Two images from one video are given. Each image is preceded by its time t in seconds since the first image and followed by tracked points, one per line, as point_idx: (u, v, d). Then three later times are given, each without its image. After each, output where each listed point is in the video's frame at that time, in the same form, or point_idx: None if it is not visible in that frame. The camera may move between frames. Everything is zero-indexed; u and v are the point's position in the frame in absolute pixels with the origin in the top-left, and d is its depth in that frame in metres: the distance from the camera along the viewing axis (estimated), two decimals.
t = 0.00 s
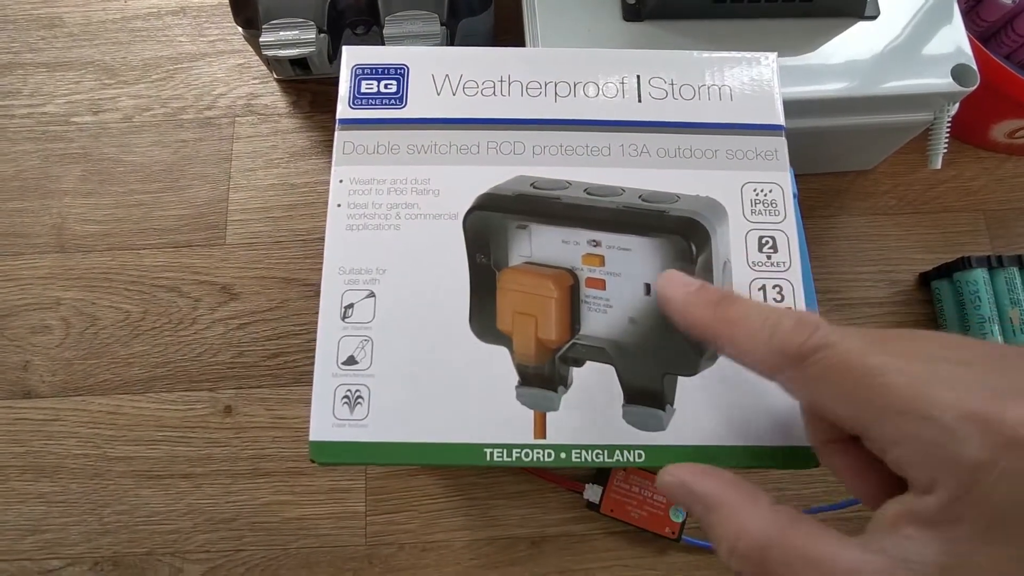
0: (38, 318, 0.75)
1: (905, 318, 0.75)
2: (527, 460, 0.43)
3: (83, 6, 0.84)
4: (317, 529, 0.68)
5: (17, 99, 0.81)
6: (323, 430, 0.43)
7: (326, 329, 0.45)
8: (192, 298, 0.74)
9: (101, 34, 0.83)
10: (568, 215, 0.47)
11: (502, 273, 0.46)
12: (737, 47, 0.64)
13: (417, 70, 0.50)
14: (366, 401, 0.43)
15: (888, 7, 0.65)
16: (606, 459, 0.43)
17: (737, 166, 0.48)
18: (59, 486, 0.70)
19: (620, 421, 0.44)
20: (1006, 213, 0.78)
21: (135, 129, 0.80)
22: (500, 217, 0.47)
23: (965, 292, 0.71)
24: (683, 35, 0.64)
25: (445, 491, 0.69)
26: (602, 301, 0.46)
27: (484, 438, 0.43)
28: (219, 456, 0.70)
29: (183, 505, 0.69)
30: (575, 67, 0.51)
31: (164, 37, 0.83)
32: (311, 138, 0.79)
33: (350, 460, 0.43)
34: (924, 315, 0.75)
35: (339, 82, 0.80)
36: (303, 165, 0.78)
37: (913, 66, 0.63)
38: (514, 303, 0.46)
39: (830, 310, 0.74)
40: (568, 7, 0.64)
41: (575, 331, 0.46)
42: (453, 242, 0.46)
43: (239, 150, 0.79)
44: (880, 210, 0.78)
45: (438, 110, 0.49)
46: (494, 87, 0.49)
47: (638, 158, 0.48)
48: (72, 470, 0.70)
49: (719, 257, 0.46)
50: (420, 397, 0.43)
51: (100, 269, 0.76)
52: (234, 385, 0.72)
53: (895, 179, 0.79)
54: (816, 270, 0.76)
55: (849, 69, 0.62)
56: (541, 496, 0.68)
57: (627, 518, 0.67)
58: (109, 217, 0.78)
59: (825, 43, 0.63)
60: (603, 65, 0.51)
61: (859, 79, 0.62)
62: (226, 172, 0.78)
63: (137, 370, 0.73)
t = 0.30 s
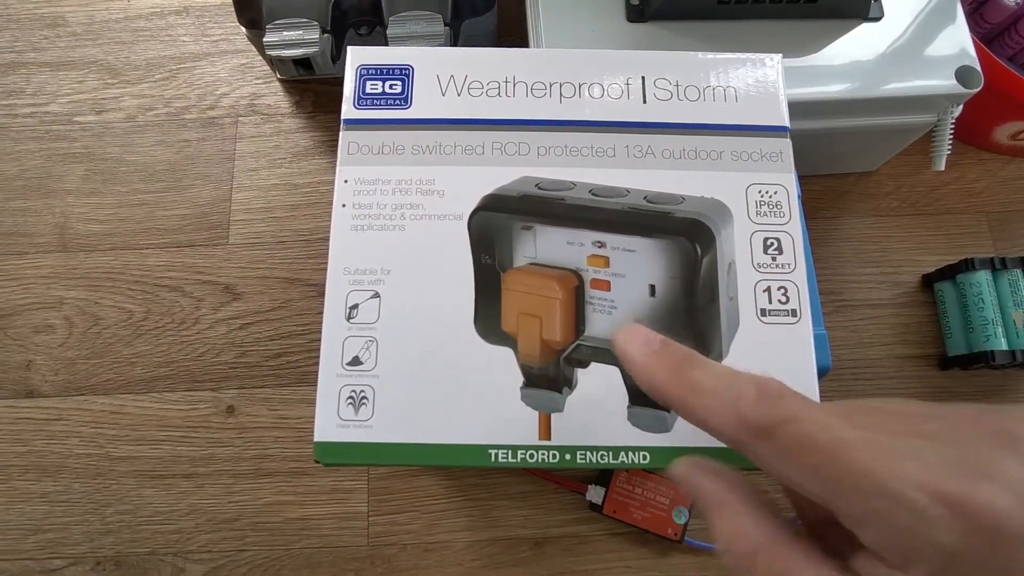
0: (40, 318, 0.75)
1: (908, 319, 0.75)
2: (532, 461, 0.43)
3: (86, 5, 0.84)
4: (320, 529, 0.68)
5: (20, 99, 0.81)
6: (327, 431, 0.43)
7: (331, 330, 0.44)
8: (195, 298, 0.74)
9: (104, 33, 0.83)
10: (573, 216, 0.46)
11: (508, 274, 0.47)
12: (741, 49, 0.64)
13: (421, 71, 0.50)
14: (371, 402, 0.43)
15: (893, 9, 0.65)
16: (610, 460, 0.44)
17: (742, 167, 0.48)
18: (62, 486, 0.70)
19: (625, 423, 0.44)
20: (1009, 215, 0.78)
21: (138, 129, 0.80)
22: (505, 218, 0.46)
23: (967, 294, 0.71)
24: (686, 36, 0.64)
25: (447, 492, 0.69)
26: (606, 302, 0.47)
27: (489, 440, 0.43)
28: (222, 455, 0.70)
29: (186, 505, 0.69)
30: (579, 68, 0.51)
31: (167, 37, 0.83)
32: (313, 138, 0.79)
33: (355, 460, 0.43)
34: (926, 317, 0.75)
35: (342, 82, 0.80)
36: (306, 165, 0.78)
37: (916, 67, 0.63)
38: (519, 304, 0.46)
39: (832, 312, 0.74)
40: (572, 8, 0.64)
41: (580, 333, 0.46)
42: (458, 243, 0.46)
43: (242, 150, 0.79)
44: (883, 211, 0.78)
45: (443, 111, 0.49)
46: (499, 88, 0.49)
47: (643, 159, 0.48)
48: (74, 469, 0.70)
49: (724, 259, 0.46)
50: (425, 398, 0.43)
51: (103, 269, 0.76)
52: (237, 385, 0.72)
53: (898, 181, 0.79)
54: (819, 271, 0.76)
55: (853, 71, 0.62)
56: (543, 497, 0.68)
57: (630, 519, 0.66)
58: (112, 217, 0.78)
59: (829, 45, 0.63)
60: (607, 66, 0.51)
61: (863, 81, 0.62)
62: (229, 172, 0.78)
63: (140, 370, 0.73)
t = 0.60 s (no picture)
0: (39, 317, 0.74)
1: (910, 320, 0.74)
2: (533, 462, 0.43)
3: (86, 4, 0.84)
4: (319, 529, 0.68)
5: (20, 97, 0.81)
6: (328, 431, 0.43)
7: (331, 330, 0.44)
8: (195, 297, 0.74)
9: (104, 32, 0.83)
10: (575, 215, 0.46)
11: (510, 274, 0.46)
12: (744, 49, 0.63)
13: (423, 69, 0.49)
14: (371, 402, 0.43)
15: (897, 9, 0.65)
16: (613, 461, 0.43)
17: (745, 167, 0.47)
18: (61, 486, 0.70)
19: (627, 423, 0.43)
20: (1012, 216, 0.78)
21: (139, 128, 0.80)
22: (507, 218, 0.46)
23: (970, 295, 0.70)
24: (689, 36, 0.64)
25: (448, 493, 0.68)
26: (609, 302, 0.46)
27: (490, 440, 0.43)
28: (222, 455, 0.70)
29: (185, 505, 0.69)
30: (581, 67, 0.50)
31: (167, 36, 0.83)
32: (314, 138, 0.79)
33: (355, 461, 0.43)
34: (929, 318, 0.74)
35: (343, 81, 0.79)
36: (307, 165, 0.78)
37: (920, 67, 0.62)
38: (520, 303, 0.46)
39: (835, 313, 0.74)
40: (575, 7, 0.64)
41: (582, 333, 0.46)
42: (459, 242, 0.45)
43: (243, 149, 0.79)
44: (886, 212, 0.77)
45: (444, 110, 0.48)
46: (501, 87, 0.49)
47: (646, 158, 0.47)
48: (74, 469, 0.70)
49: (727, 259, 0.46)
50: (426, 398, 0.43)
51: (103, 268, 0.76)
52: (237, 385, 0.71)
53: (901, 181, 0.79)
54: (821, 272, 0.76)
55: (856, 71, 0.62)
56: (544, 499, 0.68)
57: (631, 520, 0.66)
58: (112, 216, 0.77)
59: (832, 45, 0.63)
60: (610, 65, 0.50)
61: (866, 81, 0.62)
62: (230, 171, 0.78)
63: (140, 369, 0.72)
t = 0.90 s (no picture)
0: (45, 317, 0.75)
1: (912, 321, 0.75)
2: (539, 461, 0.43)
3: (92, 5, 0.84)
4: (324, 528, 0.68)
5: (26, 97, 0.81)
6: (335, 430, 0.43)
7: (339, 329, 0.45)
8: (200, 297, 0.75)
9: (110, 33, 0.83)
10: (580, 216, 0.47)
11: (517, 275, 0.47)
12: (746, 50, 0.64)
13: (430, 71, 0.50)
14: (379, 401, 0.44)
15: (900, 12, 0.65)
16: (618, 460, 0.44)
17: (749, 168, 0.48)
18: (66, 484, 0.70)
19: (632, 421, 0.44)
20: (1014, 217, 0.78)
21: (144, 128, 0.80)
22: (513, 219, 0.47)
23: (972, 296, 0.71)
24: (692, 38, 0.64)
25: (452, 492, 0.69)
26: (614, 302, 0.47)
27: (496, 439, 0.43)
28: (226, 454, 0.70)
29: (190, 503, 0.69)
30: (587, 69, 0.51)
31: (172, 36, 0.83)
32: (319, 138, 0.79)
33: (362, 459, 0.43)
34: (931, 319, 0.75)
35: (347, 82, 0.80)
36: (311, 165, 0.78)
37: (923, 70, 0.63)
38: (527, 303, 0.46)
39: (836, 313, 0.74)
40: (578, 8, 0.64)
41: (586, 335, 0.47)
42: (466, 243, 0.46)
43: (248, 149, 0.79)
44: (888, 214, 0.78)
45: (451, 111, 0.49)
46: (508, 88, 0.50)
47: (651, 160, 0.48)
48: (79, 468, 0.70)
49: (731, 260, 0.46)
50: (433, 398, 0.44)
51: (108, 267, 0.76)
52: (242, 384, 0.72)
53: (903, 183, 0.79)
54: (823, 273, 0.76)
55: (859, 74, 0.63)
56: (548, 498, 0.68)
57: (634, 519, 0.67)
58: (117, 215, 0.78)
59: (835, 47, 0.63)
60: (614, 67, 0.51)
61: (868, 83, 0.62)
62: (234, 171, 0.78)
63: (145, 368, 0.73)
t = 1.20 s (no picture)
0: (42, 316, 0.75)
1: (906, 323, 0.75)
2: (530, 461, 0.43)
3: (89, 6, 0.84)
4: (318, 528, 0.68)
5: (24, 98, 0.82)
6: (327, 429, 0.43)
7: (331, 330, 0.45)
8: (196, 297, 0.75)
9: (108, 33, 0.83)
10: (572, 217, 0.47)
11: (507, 277, 0.47)
12: (740, 52, 0.64)
13: (423, 72, 0.50)
14: (370, 401, 0.44)
15: (894, 14, 0.65)
16: (608, 460, 0.44)
17: (740, 170, 0.48)
18: (62, 483, 0.70)
19: (620, 422, 0.44)
20: (1008, 219, 0.78)
21: (141, 128, 0.81)
22: (504, 220, 0.47)
23: (966, 298, 0.71)
24: (686, 40, 0.65)
25: (446, 492, 0.69)
26: (605, 303, 0.47)
27: (487, 439, 0.43)
28: (222, 454, 0.70)
29: (185, 503, 0.69)
30: (579, 70, 0.51)
31: (170, 37, 0.83)
32: (315, 139, 0.79)
33: (352, 459, 0.43)
34: (925, 320, 0.75)
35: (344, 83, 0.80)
36: (308, 166, 0.79)
37: (916, 73, 0.63)
38: (517, 304, 0.46)
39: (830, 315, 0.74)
40: (572, 9, 0.65)
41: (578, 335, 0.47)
42: (457, 244, 0.46)
43: (244, 150, 0.79)
44: (882, 215, 0.78)
45: (444, 112, 0.49)
46: (501, 90, 0.50)
47: (642, 161, 0.48)
48: (75, 467, 0.71)
49: (721, 261, 0.46)
50: (425, 398, 0.44)
51: (104, 267, 0.76)
52: (237, 384, 0.72)
53: (898, 184, 0.79)
54: (818, 275, 0.76)
55: (852, 77, 0.63)
56: (542, 498, 0.69)
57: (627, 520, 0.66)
58: (114, 216, 0.78)
59: (828, 50, 0.63)
60: (606, 69, 0.51)
61: (861, 85, 0.62)
62: (231, 172, 0.79)
63: (141, 368, 0.73)
